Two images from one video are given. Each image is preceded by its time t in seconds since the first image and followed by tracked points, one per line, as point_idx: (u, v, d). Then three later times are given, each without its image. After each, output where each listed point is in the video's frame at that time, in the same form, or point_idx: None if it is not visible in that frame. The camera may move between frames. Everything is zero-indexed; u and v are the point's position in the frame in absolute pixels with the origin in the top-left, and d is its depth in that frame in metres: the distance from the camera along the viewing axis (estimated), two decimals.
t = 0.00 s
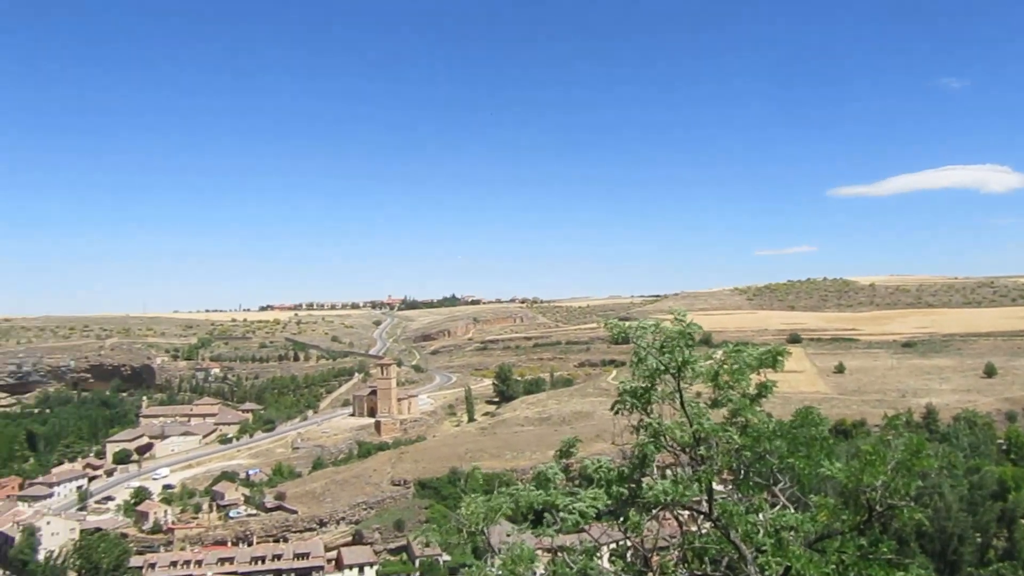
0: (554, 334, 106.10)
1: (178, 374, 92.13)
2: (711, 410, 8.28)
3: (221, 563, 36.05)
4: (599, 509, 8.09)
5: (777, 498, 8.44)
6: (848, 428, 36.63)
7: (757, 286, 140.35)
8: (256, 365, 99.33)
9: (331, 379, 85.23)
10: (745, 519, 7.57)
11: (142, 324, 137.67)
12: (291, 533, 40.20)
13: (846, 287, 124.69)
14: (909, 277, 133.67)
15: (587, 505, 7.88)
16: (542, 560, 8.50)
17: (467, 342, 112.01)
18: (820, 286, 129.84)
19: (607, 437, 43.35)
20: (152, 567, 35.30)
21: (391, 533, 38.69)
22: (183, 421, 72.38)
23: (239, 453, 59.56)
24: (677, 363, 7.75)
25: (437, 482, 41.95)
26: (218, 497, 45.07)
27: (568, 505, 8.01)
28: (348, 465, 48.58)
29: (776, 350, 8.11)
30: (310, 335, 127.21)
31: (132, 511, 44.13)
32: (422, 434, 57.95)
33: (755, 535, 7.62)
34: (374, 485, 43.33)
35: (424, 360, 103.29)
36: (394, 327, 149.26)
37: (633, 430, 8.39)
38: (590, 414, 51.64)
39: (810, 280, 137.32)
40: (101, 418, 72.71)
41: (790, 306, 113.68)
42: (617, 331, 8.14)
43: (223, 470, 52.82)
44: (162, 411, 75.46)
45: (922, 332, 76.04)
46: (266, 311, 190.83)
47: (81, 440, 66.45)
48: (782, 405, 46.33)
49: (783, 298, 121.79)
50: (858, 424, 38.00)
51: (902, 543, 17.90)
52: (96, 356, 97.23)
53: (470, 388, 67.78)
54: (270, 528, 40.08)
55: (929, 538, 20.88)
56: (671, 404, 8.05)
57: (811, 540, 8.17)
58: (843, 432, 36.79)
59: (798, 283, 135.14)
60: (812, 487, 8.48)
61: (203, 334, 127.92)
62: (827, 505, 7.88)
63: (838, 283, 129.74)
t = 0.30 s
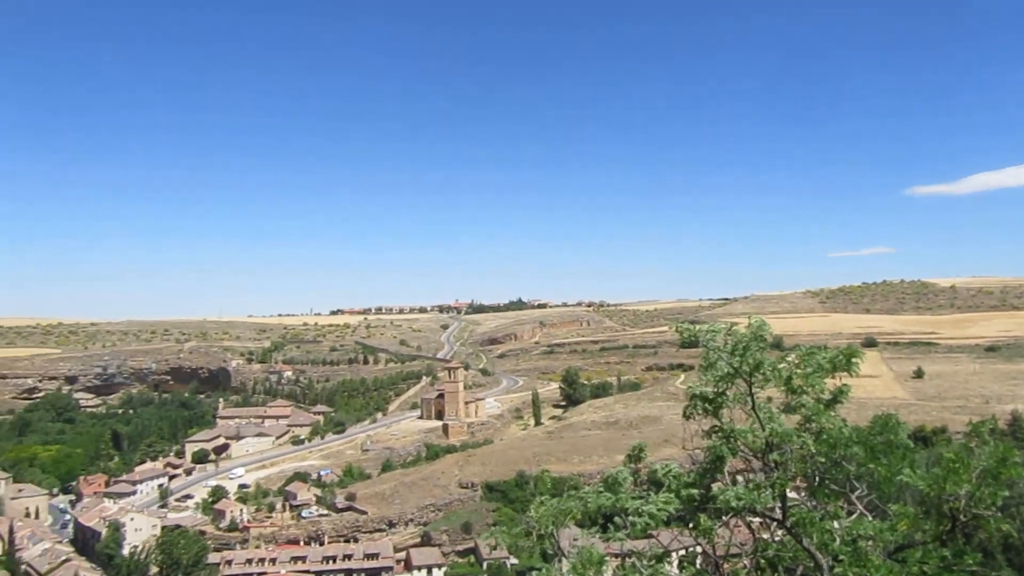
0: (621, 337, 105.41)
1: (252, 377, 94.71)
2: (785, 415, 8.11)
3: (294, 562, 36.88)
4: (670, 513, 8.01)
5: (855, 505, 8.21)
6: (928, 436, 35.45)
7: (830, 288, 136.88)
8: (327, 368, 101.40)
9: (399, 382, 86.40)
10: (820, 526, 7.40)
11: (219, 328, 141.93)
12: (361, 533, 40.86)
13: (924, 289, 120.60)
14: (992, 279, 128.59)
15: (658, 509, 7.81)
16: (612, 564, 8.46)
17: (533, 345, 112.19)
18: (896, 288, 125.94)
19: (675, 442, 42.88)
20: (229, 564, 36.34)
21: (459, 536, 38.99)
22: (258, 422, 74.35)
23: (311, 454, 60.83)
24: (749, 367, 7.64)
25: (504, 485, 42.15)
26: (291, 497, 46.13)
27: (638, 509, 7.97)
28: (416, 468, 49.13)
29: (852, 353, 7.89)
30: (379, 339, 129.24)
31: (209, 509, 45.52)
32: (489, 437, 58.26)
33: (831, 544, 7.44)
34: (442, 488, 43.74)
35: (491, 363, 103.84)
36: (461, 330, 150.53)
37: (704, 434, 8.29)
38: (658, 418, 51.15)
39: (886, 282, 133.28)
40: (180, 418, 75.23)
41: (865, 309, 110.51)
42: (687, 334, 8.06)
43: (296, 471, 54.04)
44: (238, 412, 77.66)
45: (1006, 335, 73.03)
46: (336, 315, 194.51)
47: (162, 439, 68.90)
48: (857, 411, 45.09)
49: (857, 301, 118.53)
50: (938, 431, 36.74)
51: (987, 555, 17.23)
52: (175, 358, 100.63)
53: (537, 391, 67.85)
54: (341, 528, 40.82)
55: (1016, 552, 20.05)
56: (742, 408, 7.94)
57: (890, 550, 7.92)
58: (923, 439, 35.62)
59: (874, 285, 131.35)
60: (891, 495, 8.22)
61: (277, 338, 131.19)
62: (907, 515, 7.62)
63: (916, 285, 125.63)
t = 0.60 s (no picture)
0: (685, 338, 104.15)
1: (319, 375, 96.57)
2: (857, 419, 7.91)
3: (359, 557, 37.45)
4: (737, 516, 7.88)
5: (932, 513, 7.93)
6: (1008, 442, 34.13)
7: (904, 289, 132.73)
8: (391, 367, 102.76)
9: (462, 382, 86.96)
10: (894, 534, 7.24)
11: (287, 326, 145.07)
12: (424, 530, 41.27)
13: (1005, 290, 116.00)
14: None
15: (725, 512, 7.72)
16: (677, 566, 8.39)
17: (596, 346, 111.69)
18: (975, 288, 121.42)
19: (741, 444, 42.22)
20: (296, 558, 37.11)
21: (522, 535, 39.09)
22: (324, 420, 75.78)
23: (376, 451, 61.71)
24: (820, 369, 7.47)
25: (567, 485, 42.21)
26: (357, 493, 46.91)
27: (705, 511, 7.88)
28: (479, 466, 49.39)
29: (928, 355, 7.60)
30: (442, 338, 130.41)
31: (278, 504, 46.56)
32: (552, 437, 58.23)
33: (905, 552, 7.26)
34: (504, 487, 43.91)
35: (553, 363, 103.75)
36: (524, 330, 150.79)
37: (773, 436, 8.15)
38: (723, 420, 50.39)
39: (963, 283, 128.63)
40: (250, 415, 77.20)
41: (941, 310, 106.79)
42: (755, 334, 7.90)
43: (361, 467, 54.93)
44: (306, 410, 79.31)
45: None
46: (400, 315, 197.01)
47: (233, 434, 70.79)
48: (931, 415, 43.67)
49: (933, 302, 114.70)
50: (1017, 437, 35.37)
51: None
52: (245, 356, 103.29)
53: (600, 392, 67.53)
54: (405, 525, 41.32)
55: None
56: (813, 411, 7.75)
57: (970, 559, 7.64)
58: (1001, 445, 34.31)
59: (950, 286, 126.90)
60: (971, 503, 7.93)
61: (342, 337, 133.48)
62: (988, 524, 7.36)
63: (995, 285, 120.91)
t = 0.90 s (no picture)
0: (757, 336, 102.22)
1: (389, 372, 98.14)
2: (941, 420, 7.66)
3: (429, 552, 38.00)
4: (815, 518, 7.72)
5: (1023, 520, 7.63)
6: None
7: (990, 286, 127.43)
8: (460, 364, 103.67)
9: (531, 379, 87.17)
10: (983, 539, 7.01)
11: (358, 324, 147.73)
12: (493, 526, 41.57)
13: None
14: None
15: (802, 514, 7.58)
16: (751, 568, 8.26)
17: (665, 344, 110.54)
18: None
19: (816, 445, 41.27)
20: (368, 551, 37.87)
21: (591, 533, 39.04)
22: (395, 416, 76.96)
23: (445, 447, 62.38)
24: (902, 369, 7.27)
25: (636, 484, 42.00)
26: (427, 488, 47.53)
27: (781, 512, 7.75)
28: (548, 464, 49.45)
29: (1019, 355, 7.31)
30: (510, 336, 130.87)
31: (350, 498, 47.54)
32: (621, 436, 57.91)
33: (995, 559, 7.01)
34: (573, 485, 43.90)
35: (622, 361, 103.11)
36: (591, 328, 150.24)
37: (852, 437, 7.96)
38: (797, 420, 49.33)
39: None
40: (323, 410, 78.93)
41: None
42: (833, 332, 7.74)
43: (431, 463, 55.61)
44: (377, 405, 80.69)
45: None
46: (468, 312, 198.48)
47: (307, 429, 72.48)
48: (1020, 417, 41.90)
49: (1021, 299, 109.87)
50: None
51: None
52: (319, 353, 105.59)
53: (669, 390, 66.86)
54: (474, 521, 41.71)
55: None
56: (893, 411, 7.56)
57: None
58: None
59: None
60: None
61: (412, 334, 135.30)
62: None
63: None
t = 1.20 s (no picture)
0: (853, 328, 98.86)
1: (477, 369, 99.18)
2: None
3: (519, 547, 38.23)
4: (921, 518, 7.43)
5: None
6: None
7: None
8: (547, 360, 103.84)
9: (618, 375, 86.58)
10: None
11: (445, 322, 149.63)
12: (583, 523, 41.53)
13: None
14: None
15: (908, 512, 7.29)
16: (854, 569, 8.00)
17: (756, 337, 108.04)
18: None
19: (919, 442, 39.67)
20: (459, 546, 38.42)
21: (682, 530, 38.54)
22: (483, 413, 77.69)
23: (533, 443, 62.62)
24: (1013, 362, 6.92)
25: (728, 481, 41.18)
26: (516, 484, 47.79)
27: (885, 512, 7.46)
28: (637, 460, 49.02)
29: None
30: (596, 332, 130.25)
31: (441, 493, 48.26)
32: (711, 431, 56.94)
33: None
34: (663, 481, 43.40)
35: (711, 355, 101.30)
36: (679, 323, 148.18)
37: (960, 433, 7.61)
38: (898, 415, 47.50)
39: None
40: (414, 408, 80.32)
41: None
42: (934, 324, 7.40)
43: (519, 459, 55.93)
44: (465, 402, 81.63)
45: None
46: (553, 308, 198.49)
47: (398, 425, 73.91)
48: None
49: None
50: None
51: None
52: (407, 351, 107.42)
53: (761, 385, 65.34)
54: (563, 517, 41.74)
55: None
56: (1004, 405, 7.20)
57: None
58: None
59: None
60: None
61: (498, 331, 136.23)
62: None
63: None
